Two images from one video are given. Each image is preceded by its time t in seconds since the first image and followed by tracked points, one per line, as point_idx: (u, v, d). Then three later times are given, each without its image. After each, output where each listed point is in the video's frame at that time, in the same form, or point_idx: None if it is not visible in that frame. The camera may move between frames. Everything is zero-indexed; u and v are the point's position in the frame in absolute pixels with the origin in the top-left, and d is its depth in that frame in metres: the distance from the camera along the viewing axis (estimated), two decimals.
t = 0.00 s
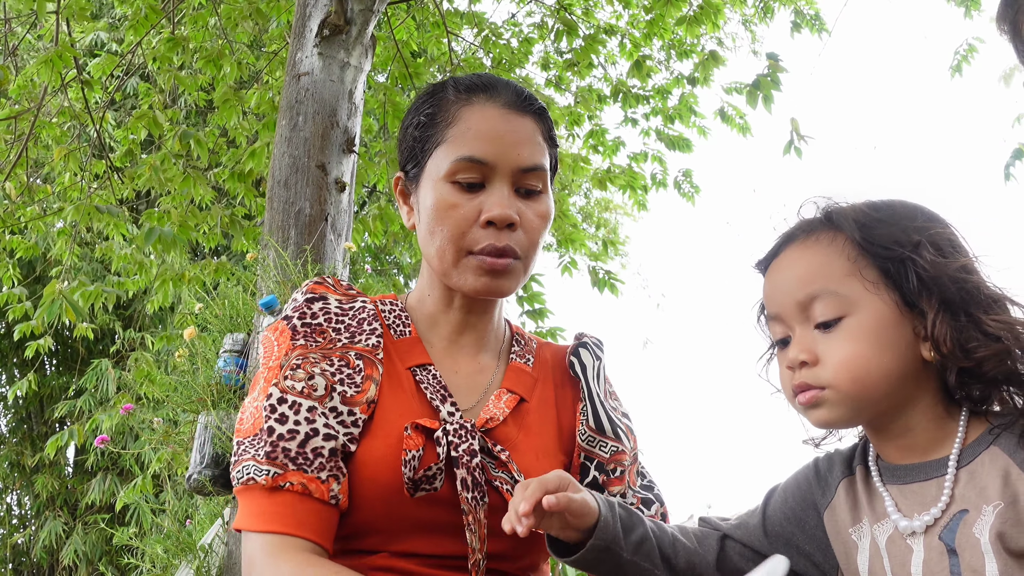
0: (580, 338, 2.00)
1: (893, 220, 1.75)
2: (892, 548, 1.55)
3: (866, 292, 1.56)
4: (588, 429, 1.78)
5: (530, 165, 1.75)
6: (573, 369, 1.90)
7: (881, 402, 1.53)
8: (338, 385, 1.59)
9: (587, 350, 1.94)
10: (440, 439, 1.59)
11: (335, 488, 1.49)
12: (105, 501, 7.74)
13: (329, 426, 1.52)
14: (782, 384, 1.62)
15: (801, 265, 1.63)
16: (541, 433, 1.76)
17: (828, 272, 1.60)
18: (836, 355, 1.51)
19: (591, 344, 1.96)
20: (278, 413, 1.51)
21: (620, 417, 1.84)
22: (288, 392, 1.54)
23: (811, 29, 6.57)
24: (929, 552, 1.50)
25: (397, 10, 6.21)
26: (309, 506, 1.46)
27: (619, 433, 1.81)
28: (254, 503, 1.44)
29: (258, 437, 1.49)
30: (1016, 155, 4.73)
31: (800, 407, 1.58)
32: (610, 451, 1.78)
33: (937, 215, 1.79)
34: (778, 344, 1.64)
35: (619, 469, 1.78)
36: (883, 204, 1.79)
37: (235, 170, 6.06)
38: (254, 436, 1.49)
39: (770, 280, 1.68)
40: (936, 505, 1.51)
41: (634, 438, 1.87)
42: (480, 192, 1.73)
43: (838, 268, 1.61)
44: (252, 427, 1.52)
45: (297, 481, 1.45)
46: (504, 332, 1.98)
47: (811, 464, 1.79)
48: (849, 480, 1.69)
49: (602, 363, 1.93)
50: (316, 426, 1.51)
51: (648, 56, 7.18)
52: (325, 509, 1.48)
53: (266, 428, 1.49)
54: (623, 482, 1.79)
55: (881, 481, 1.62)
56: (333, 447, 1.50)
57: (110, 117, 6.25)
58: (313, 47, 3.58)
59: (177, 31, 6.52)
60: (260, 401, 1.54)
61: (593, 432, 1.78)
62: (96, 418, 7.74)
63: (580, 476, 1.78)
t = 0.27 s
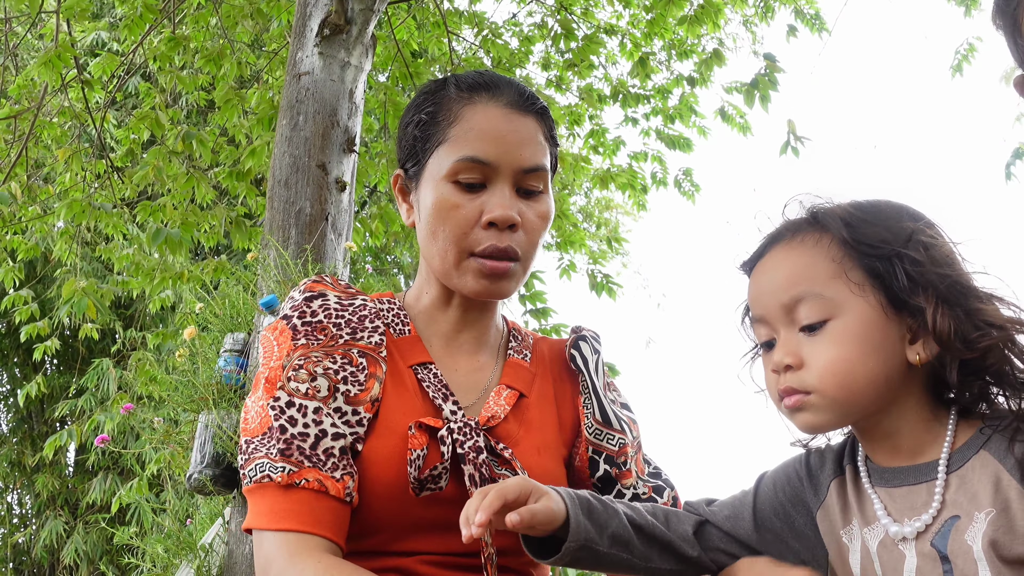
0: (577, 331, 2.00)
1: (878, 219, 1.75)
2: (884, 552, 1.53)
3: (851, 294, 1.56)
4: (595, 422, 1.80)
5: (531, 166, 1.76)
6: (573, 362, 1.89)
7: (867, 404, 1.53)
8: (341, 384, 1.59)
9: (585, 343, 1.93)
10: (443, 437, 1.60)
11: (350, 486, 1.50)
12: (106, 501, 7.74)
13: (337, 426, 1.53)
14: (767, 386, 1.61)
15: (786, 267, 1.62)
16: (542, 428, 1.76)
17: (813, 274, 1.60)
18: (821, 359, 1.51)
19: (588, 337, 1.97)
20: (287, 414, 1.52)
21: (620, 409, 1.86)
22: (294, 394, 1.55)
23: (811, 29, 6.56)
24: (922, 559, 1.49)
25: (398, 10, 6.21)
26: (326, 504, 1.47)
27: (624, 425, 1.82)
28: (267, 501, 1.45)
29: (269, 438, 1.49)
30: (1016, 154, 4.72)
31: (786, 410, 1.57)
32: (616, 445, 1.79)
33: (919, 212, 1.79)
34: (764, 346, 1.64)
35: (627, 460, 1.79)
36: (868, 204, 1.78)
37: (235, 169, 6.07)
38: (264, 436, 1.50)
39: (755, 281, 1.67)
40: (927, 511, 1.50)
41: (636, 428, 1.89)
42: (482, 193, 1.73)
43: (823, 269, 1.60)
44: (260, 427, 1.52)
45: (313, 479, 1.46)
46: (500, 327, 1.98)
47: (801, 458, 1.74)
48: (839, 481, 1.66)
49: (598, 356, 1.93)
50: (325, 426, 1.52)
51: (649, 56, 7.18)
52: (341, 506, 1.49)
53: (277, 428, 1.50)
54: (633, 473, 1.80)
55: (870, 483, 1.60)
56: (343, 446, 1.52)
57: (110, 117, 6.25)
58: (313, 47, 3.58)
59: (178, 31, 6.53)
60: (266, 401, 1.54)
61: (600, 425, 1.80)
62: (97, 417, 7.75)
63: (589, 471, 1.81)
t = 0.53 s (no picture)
0: (569, 327, 2.00)
1: (868, 222, 1.75)
2: (880, 559, 1.54)
3: (842, 296, 1.57)
4: (576, 424, 1.77)
5: (487, 155, 1.74)
6: (562, 362, 1.89)
7: (861, 408, 1.53)
8: (304, 399, 1.58)
9: (576, 343, 1.92)
10: (421, 438, 1.59)
11: (278, 508, 1.47)
12: (106, 501, 7.73)
13: (286, 442, 1.51)
14: (760, 391, 1.61)
15: (776, 269, 1.62)
16: (527, 426, 1.75)
17: (803, 276, 1.60)
18: (812, 362, 1.51)
19: (580, 336, 1.95)
20: (237, 430, 1.51)
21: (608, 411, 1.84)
22: (252, 411, 1.53)
23: (811, 28, 6.56)
24: (920, 564, 1.49)
25: (398, 10, 6.22)
26: (251, 524, 1.46)
27: (607, 429, 1.80)
28: (204, 517, 1.45)
29: (212, 452, 1.48)
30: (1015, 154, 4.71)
31: (783, 418, 1.57)
32: (597, 447, 1.77)
33: (909, 216, 1.81)
34: (754, 350, 1.64)
35: (606, 465, 1.78)
36: (857, 206, 1.79)
37: (235, 169, 6.07)
38: (209, 450, 1.49)
39: (745, 285, 1.67)
40: (924, 516, 1.51)
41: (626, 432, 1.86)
42: (439, 185, 1.73)
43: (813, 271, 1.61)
44: (210, 440, 1.51)
45: (239, 499, 1.45)
46: (491, 324, 1.97)
47: (788, 465, 1.79)
48: (828, 485, 1.70)
49: (591, 354, 1.91)
50: (271, 445, 1.50)
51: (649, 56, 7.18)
52: (268, 527, 1.47)
53: (221, 444, 1.49)
54: (611, 479, 1.79)
55: (860, 486, 1.64)
56: (282, 467, 1.48)
57: (111, 117, 6.25)
58: (313, 46, 3.58)
59: (179, 30, 6.53)
60: (223, 416, 1.54)
61: (581, 427, 1.77)
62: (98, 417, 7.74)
63: (569, 473, 1.78)
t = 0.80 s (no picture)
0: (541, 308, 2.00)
1: (855, 228, 1.79)
2: (872, 568, 1.57)
3: (828, 304, 1.60)
4: (528, 412, 1.78)
5: (443, 136, 1.77)
6: (520, 347, 1.89)
7: (847, 414, 1.56)
8: (237, 415, 1.69)
9: (537, 325, 1.92)
10: (360, 439, 1.64)
11: (207, 524, 1.61)
12: (107, 501, 7.73)
13: (213, 460, 1.63)
14: (742, 398, 1.63)
15: (762, 275, 1.65)
16: (482, 419, 1.75)
17: (790, 283, 1.63)
18: (800, 369, 1.53)
19: (543, 318, 1.94)
20: (183, 451, 1.67)
21: (568, 396, 1.82)
22: (196, 431, 1.69)
23: (811, 28, 6.55)
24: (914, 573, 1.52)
25: (398, 10, 6.21)
26: (187, 539, 1.62)
27: (562, 417, 1.79)
28: (160, 537, 1.64)
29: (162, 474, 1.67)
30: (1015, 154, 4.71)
31: (765, 424, 1.60)
32: (547, 436, 1.77)
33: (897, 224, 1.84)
34: (738, 357, 1.66)
35: (558, 455, 1.77)
36: (845, 212, 1.82)
37: (235, 170, 6.07)
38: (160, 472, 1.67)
39: (730, 289, 1.70)
40: (917, 525, 1.55)
41: (593, 418, 1.83)
42: (393, 166, 1.76)
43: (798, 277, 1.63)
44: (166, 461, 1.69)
45: (175, 516, 1.62)
46: (458, 311, 1.99)
47: (764, 475, 1.80)
48: (809, 495, 1.73)
49: (553, 336, 1.90)
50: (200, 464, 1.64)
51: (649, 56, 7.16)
52: (200, 541, 1.62)
53: (170, 466, 1.66)
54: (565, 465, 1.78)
55: (846, 496, 1.66)
56: (206, 486, 1.62)
57: (111, 117, 6.25)
58: (313, 46, 3.57)
59: (179, 30, 6.52)
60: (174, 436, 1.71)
61: (534, 415, 1.77)
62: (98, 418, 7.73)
63: (527, 462, 1.78)
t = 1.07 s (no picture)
0: (516, 291, 1.99)
1: (833, 227, 1.78)
2: None
3: (802, 311, 1.58)
4: (504, 401, 1.77)
5: (416, 111, 1.81)
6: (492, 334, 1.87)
7: (824, 420, 1.55)
8: (202, 423, 1.73)
9: (509, 310, 1.89)
10: (326, 446, 1.65)
11: (178, 535, 1.69)
12: (107, 502, 7.72)
13: (179, 472, 1.69)
14: (720, 409, 1.62)
15: (737, 284, 1.64)
16: (456, 419, 1.75)
17: (765, 290, 1.61)
18: (774, 378, 1.52)
19: (517, 300, 1.92)
20: (154, 462, 1.73)
21: (550, 376, 1.78)
22: (165, 441, 1.74)
23: (813, 28, 6.53)
24: None
25: (398, 11, 6.20)
26: (160, 549, 1.71)
27: (541, 399, 1.76)
28: (138, 547, 1.73)
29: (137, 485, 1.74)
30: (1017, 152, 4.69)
31: (744, 435, 1.59)
32: (529, 420, 1.76)
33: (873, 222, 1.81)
34: (714, 364, 1.65)
35: (538, 434, 1.73)
36: (820, 213, 1.80)
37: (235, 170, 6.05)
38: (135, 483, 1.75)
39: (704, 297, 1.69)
40: (900, 533, 1.55)
41: (578, 399, 1.78)
42: (367, 142, 1.79)
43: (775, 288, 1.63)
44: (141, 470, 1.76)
45: (149, 527, 1.70)
46: (434, 303, 1.98)
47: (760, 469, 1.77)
48: (804, 497, 1.72)
49: (528, 318, 1.87)
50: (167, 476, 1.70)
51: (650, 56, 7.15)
52: (173, 550, 1.71)
53: (143, 476, 1.73)
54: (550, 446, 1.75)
55: (831, 505, 1.65)
56: (174, 497, 1.68)
57: (111, 117, 6.24)
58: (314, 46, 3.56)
59: (179, 30, 6.51)
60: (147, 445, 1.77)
61: (510, 404, 1.76)
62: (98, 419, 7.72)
63: (504, 449, 1.78)
